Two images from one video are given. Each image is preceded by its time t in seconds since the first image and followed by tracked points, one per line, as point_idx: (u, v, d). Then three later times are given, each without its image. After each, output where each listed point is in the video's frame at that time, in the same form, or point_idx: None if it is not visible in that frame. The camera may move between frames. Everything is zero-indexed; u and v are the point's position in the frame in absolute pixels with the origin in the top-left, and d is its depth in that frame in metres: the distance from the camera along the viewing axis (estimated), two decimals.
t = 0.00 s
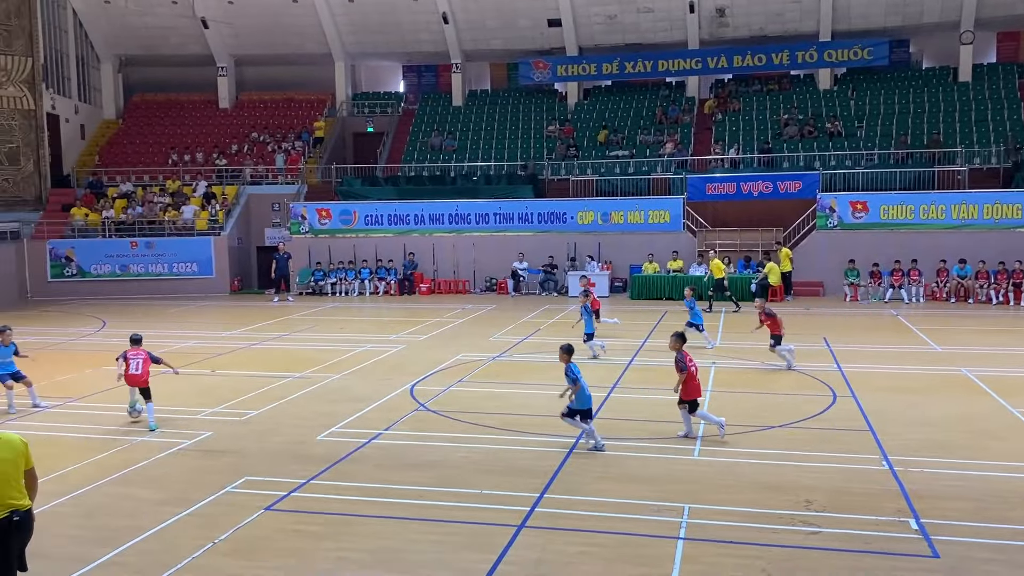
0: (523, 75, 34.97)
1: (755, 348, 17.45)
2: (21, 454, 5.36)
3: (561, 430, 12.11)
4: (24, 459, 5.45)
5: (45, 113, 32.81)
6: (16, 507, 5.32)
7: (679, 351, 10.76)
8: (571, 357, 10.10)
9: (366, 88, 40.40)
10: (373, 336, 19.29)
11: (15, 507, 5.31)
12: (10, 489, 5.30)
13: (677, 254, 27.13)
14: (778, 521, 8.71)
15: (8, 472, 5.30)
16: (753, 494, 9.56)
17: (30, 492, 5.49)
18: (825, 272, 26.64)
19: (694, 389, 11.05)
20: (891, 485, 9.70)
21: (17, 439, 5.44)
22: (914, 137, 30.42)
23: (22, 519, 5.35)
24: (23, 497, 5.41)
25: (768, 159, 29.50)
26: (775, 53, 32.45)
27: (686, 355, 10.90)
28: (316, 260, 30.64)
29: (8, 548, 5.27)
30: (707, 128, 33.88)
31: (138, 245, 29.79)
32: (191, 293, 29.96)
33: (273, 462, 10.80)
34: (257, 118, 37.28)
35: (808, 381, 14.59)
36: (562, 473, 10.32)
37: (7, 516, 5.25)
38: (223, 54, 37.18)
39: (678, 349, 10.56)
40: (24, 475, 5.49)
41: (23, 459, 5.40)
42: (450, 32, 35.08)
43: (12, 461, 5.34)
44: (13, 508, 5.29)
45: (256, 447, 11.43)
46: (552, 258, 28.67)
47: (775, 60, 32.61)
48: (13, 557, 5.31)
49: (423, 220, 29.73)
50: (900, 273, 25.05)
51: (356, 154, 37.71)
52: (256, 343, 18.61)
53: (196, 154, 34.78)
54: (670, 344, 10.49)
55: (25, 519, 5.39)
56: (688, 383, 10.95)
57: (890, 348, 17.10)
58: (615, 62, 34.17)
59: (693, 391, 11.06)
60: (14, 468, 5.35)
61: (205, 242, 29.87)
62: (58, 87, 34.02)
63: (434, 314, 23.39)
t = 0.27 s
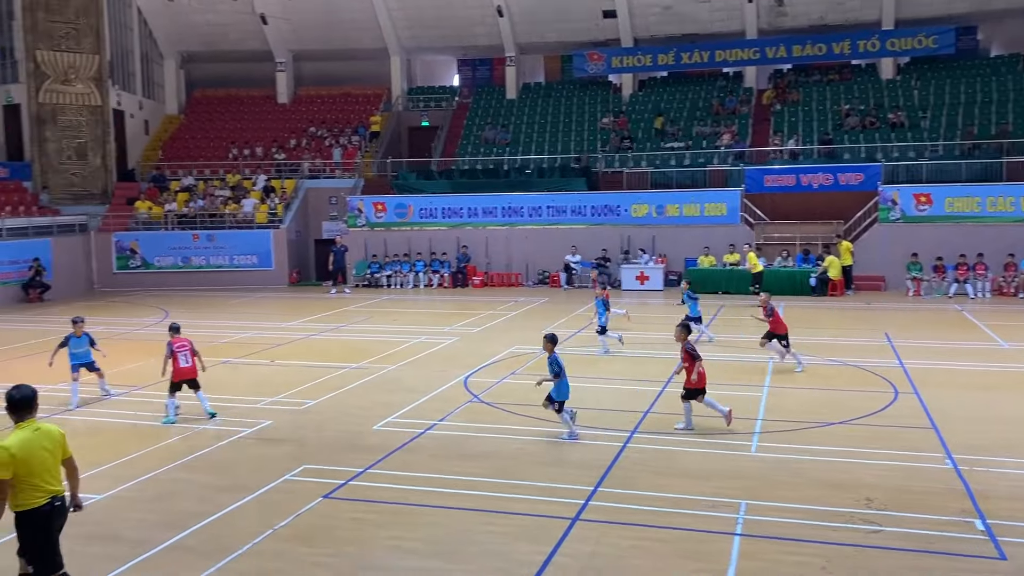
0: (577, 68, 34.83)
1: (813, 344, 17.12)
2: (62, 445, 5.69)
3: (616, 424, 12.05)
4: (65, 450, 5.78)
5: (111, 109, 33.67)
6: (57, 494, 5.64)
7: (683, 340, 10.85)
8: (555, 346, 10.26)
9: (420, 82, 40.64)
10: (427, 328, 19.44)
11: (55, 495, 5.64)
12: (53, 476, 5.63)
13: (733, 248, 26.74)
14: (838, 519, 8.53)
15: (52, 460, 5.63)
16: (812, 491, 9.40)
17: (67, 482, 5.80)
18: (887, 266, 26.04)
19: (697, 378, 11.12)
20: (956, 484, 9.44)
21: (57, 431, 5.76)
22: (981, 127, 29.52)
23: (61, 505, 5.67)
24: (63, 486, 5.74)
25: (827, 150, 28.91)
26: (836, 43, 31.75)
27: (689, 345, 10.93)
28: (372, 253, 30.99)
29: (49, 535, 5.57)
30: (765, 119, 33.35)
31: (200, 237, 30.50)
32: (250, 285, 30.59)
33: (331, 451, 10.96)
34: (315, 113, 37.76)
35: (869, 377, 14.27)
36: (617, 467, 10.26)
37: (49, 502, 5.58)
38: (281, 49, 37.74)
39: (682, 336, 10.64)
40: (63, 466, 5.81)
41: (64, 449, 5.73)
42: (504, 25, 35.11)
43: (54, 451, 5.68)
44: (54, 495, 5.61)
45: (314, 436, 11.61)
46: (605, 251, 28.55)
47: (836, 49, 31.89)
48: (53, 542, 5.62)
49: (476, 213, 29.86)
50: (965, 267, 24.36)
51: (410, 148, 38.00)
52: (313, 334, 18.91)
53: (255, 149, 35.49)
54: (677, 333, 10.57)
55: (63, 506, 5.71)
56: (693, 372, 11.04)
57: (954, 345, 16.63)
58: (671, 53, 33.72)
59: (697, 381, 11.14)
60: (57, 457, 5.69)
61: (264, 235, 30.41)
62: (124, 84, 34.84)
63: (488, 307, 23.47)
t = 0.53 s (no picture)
0: (619, 60, 34.64)
1: (859, 339, 16.84)
2: (80, 428, 5.79)
3: (659, 419, 11.98)
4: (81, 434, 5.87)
5: (159, 104, 34.25)
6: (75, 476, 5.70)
7: (676, 332, 11.00)
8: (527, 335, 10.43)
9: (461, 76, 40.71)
10: (468, 321, 19.51)
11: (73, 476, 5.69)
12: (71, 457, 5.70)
13: (777, 241, 26.42)
14: (887, 517, 8.39)
15: (71, 442, 5.71)
16: (860, 488, 9.25)
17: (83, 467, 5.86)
18: (937, 261, 25.53)
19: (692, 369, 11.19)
20: (1009, 484, 9.22)
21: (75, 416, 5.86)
22: None
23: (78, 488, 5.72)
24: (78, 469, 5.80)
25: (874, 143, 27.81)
26: (885, 33, 31.19)
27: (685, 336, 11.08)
28: (412, 246, 31.11)
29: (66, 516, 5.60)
30: (811, 111, 32.90)
31: (246, 231, 31.01)
32: (295, 277, 31.03)
33: (374, 442, 11.05)
34: (356, 107, 38.04)
35: (918, 374, 14.01)
36: (660, 462, 10.20)
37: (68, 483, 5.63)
38: (325, 44, 38.07)
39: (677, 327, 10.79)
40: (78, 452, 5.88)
41: (81, 432, 5.82)
42: (546, 18, 35.05)
43: (73, 433, 5.76)
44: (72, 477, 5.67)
45: (357, 427, 11.71)
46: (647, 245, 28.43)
47: (885, 40, 31.33)
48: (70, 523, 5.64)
49: (517, 206, 30.00)
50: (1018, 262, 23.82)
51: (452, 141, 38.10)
52: (355, 326, 19.08)
53: (299, 143, 35.88)
54: (671, 323, 10.73)
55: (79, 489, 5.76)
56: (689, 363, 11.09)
57: (1006, 341, 16.23)
58: (714, 44, 33.38)
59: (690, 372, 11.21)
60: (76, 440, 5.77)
61: (308, 229, 30.78)
62: (171, 79, 35.41)
63: (527, 300, 23.48)
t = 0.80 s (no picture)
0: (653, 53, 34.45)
1: (895, 336, 16.61)
2: (81, 417, 6.15)
3: (692, 415, 11.91)
4: (82, 422, 6.23)
5: (195, 100, 34.67)
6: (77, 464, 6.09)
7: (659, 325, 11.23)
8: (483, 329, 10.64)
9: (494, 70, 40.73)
10: (499, 316, 19.54)
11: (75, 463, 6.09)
12: (73, 445, 6.08)
13: (813, 237, 26.13)
14: (924, 516, 8.27)
15: (74, 431, 6.07)
16: (897, 486, 9.12)
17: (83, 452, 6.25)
18: (976, 256, 25.15)
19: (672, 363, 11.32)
20: None
21: (76, 404, 6.22)
22: None
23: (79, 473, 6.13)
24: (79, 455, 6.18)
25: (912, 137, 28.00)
26: (924, 25, 30.71)
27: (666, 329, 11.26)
28: (443, 241, 31.34)
29: (69, 500, 6.03)
30: (848, 104, 32.51)
31: (280, 225, 31.32)
32: (328, 271, 31.31)
33: (407, 434, 11.11)
34: (388, 103, 38.21)
35: (956, 372, 13.77)
36: (694, 458, 10.14)
37: (70, 471, 6.03)
38: (358, 39, 38.27)
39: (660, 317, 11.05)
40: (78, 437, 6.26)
41: (82, 421, 6.18)
42: (580, 12, 34.97)
43: (74, 422, 6.11)
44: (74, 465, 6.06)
45: (390, 419, 11.78)
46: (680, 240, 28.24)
47: (924, 32, 30.84)
48: (73, 507, 6.08)
49: (548, 200, 29.88)
50: None
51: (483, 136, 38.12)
52: (387, 320, 19.19)
53: (332, 138, 36.11)
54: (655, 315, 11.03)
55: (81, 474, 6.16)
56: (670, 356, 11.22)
57: None
58: (749, 37, 33.07)
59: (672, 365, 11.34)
60: (77, 428, 6.13)
61: (341, 223, 31.02)
62: (207, 74, 35.80)
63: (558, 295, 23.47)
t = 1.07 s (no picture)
0: (688, 48, 34.12)
1: (934, 335, 16.33)
2: (79, 403, 6.53)
3: (726, 413, 11.82)
4: (81, 407, 6.62)
5: (232, 96, 35.11)
6: (74, 448, 6.48)
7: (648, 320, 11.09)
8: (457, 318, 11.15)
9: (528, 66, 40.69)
10: (532, 312, 19.57)
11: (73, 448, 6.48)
12: (70, 431, 6.46)
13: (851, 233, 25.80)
14: (962, 517, 8.14)
15: (69, 417, 6.46)
16: (934, 486, 8.99)
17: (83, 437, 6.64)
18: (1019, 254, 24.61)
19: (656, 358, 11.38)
20: None
21: (74, 392, 6.61)
22: None
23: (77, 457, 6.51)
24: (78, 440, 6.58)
25: (953, 132, 27.53)
26: (967, 18, 30.09)
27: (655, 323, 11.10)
28: (477, 237, 31.34)
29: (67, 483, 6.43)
30: (887, 99, 31.99)
31: (315, 220, 31.62)
32: (362, 267, 31.57)
33: (440, 429, 11.18)
34: (421, 99, 38.34)
35: (997, 371, 13.50)
36: (727, 455, 10.08)
37: (67, 455, 6.42)
38: (392, 36, 38.40)
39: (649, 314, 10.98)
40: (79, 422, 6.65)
41: (80, 407, 6.57)
42: (614, 7, 34.78)
43: (71, 408, 6.51)
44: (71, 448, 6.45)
45: (423, 414, 11.86)
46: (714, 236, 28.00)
47: (966, 25, 30.23)
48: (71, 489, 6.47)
49: (582, 196, 29.91)
50: None
51: (517, 132, 38.11)
52: (421, 315, 19.32)
53: (367, 135, 36.33)
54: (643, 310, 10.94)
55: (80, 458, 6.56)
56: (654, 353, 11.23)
57: None
58: (786, 31, 32.58)
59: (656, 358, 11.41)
60: (74, 414, 6.52)
61: (375, 219, 31.24)
62: (244, 71, 36.22)
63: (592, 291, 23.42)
